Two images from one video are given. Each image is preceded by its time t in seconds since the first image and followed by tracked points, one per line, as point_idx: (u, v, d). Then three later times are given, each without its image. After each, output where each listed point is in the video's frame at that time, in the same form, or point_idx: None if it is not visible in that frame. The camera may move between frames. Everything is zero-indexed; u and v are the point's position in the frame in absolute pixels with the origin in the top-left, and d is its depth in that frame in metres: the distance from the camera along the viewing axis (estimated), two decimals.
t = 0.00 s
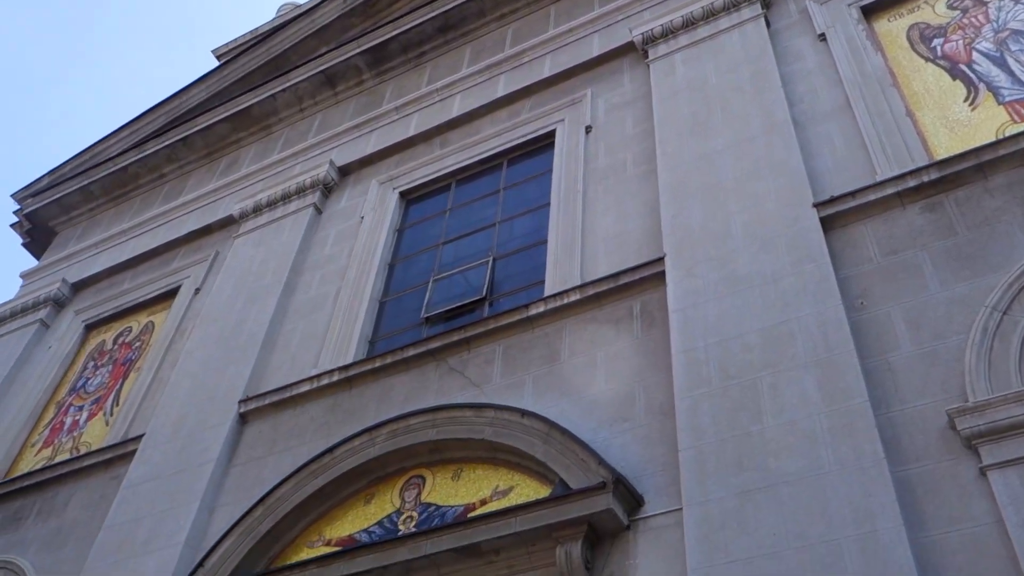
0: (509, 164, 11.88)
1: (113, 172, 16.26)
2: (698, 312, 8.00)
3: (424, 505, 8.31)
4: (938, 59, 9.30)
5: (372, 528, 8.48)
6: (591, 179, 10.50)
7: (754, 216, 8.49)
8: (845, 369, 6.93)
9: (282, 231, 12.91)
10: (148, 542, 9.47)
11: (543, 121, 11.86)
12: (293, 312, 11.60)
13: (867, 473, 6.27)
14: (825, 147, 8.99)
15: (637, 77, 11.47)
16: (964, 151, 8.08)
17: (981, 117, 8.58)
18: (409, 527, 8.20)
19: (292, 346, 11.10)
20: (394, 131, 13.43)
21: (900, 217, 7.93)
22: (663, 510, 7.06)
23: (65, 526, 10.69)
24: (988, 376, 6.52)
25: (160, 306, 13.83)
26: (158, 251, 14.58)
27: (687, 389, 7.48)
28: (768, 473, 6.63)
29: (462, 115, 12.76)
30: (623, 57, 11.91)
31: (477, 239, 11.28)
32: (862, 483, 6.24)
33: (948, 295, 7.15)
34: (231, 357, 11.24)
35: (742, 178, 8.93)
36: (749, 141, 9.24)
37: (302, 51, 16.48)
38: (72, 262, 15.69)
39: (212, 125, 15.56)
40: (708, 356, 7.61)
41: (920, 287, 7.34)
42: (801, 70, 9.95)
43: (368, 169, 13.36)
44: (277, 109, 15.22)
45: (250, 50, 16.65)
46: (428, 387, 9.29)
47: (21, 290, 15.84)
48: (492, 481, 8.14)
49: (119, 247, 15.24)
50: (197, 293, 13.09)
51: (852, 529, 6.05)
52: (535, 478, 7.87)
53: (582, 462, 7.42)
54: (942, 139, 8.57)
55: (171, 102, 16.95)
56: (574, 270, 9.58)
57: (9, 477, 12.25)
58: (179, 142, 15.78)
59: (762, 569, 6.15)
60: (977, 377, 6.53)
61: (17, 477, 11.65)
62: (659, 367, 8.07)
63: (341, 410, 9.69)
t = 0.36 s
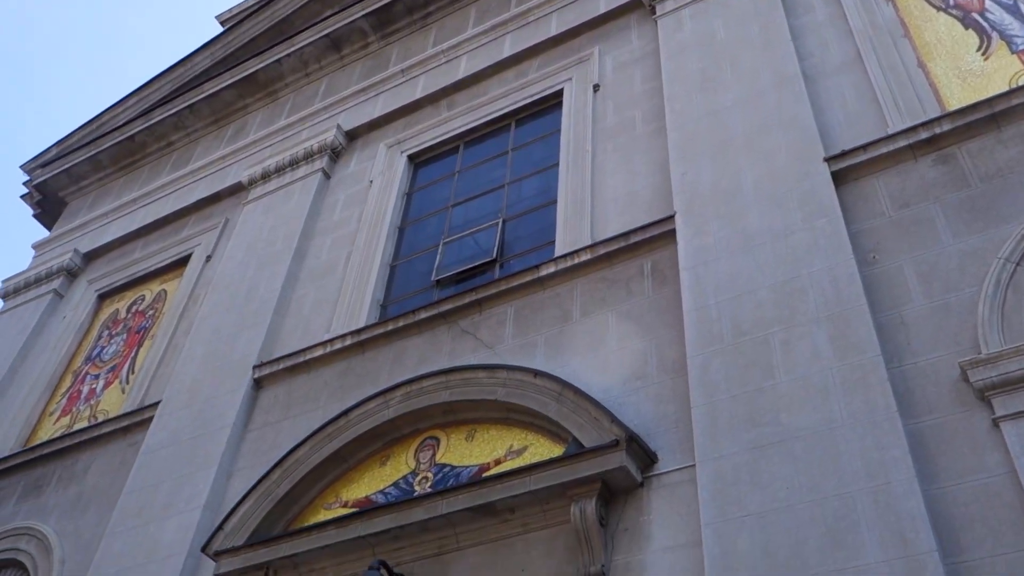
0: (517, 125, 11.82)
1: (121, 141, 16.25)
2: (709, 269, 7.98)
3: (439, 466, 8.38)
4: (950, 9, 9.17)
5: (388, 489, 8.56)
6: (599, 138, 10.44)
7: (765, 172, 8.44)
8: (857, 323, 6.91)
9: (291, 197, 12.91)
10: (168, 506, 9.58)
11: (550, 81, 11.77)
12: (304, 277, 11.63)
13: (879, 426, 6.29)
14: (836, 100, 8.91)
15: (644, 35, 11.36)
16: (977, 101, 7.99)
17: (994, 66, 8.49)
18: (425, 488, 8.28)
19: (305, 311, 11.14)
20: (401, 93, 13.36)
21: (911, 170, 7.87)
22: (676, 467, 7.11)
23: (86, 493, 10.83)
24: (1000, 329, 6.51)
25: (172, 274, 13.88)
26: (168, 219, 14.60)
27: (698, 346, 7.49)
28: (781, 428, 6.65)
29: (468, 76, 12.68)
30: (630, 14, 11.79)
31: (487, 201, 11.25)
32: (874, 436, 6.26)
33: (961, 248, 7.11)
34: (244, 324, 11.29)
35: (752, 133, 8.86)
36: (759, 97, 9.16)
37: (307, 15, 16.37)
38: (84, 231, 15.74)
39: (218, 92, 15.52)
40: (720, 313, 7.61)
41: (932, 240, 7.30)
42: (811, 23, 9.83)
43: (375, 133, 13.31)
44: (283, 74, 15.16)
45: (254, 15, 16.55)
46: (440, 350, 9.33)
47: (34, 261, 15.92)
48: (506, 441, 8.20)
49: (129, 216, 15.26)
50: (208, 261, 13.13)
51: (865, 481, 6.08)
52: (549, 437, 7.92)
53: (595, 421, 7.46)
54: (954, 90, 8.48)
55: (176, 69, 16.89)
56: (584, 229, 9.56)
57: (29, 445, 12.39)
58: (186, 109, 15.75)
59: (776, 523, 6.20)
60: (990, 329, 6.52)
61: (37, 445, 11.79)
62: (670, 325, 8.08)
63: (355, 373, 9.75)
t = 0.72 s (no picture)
0: (523, 84, 11.73)
1: (126, 109, 16.21)
2: (718, 225, 7.94)
3: (452, 426, 8.43)
4: None
5: (401, 450, 8.62)
6: (606, 96, 10.37)
7: (774, 125, 8.37)
8: (867, 276, 6.88)
9: (298, 161, 12.87)
10: (185, 471, 9.68)
11: (556, 38, 11.66)
12: (313, 242, 11.64)
13: (890, 378, 6.28)
14: (845, 52, 8.80)
15: None
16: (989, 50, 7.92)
17: (1006, 14, 8.44)
18: (439, 449, 8.34)
19: (314, 275, 11.15)
20: (405, 54, 13.27)
21: (922, 121, 7.79)
22: (688, 423, 7.14)
23: (103, 459, 10.95)
24: (1012, 280, 6.48)
25: (182, 241, 13.89)
26: (176, 187, 14.59)
27: (708, 303, 7.48)
28: (793, 382, 6.65)
29: (473, 36, 12.56)
30: None
31: (494, 162, 11.20)
32: (886, 388, 6.26)
33: (972, 199, 7.06)
34: (255, 289, 11.31)
35: (760, 87, 8.78)
36: (767, 50, 9.06)
37: None
38: (92, 201, 15.75)
39: (222, 57, 15.43)
40: (730, 269, 7.58)
41: (943, 191, 7.24)
42: None
43: (380, 95, 13.23)
44: (287, 38, 15.06)
45: None
46: (451, 311, 9.34)
47: (44, 231, 15.96)
48: (518, 401, 8.23)
49: (137, 184, 15.25)
50: (217, 227, 13.14)
51: (877, 433, 6.09)
52: (561, 395, 7.95)
53: (607, 378, 7.48)
54: (966, 39, 8.45)
55: (179, 36, 16.79)
56: (592, 188, 9.52)
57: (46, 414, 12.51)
58: (190, 76, 15.68)
59: (788, 477, 6.22)
60: (1002, 280, 6.50)
61: (54, 413, 11.90)
62: (681, 282, 8.06)
63: (366, 337, 9.78)
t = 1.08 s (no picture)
0: (529, 40, 11.61)
1: (131, 74, 16.14)
2: (729, 178, 7.89)
3: (465, 384, 8.46)
4: None
5: (415, 407, 8.68)
6: (614, 50, 10.27)
7: (784, 75, 8.28)
8: (879, 225, 6.84)
9: (305, 122, 12.82)
10: (202, 433, 9.77)
11: None
12: (322, 203, 11.63)
13: (903, 327, 6.27)
14: None
15: None
16: None
17: None
18: (452, 406, 8.38)
19: (324, 237, 11.15)
20: (410, 12, 13.14)
21: (935, 68, 7.70)
22: (700, 376, 7.16)
23: (121, 422, 11.05)
24: None
25: (191, 206, 13.89)
26: (183, 151, 14.56)
27: (719, 256, 7.46)
28: (805, 333, 6.65)
29: None
30: None
31: (501, 119, 11.13)
32: (899, 337, 6.24)
33: (986, 145, 6.99)
34: (265, 252, 11.32)
35: (770, 36, 8.67)
36: None
37: None
38: (100, 167, 15.73)
39: (225, 19, 15.32)
40: (741, 222, 7.55)
41: (957, 138, 7.17)
42: None
43: (385, 54, 13.13)
44: None
45: None
46: (461, 270, 9.34)
47: (54, 198, 15.98)
48: (531, 357, 8.25)
49: (145, 149, 15.23)
50: (226, 190, 13.14)
51: (889, 382, 6.09)
52: (573, 351, 7.96)
53: (618, 333, 7.48)
54: None
55: None
56: (601, 143, 9.46)
57: (63, 379, 12.62)
58: (193, 39, 15.58)
59: (800, 427, 6.24)
60: (1016, 227, 6.45)
61: (70, 378, 12.00)
62: (691, 235, 8.03)
63: (377, 297, 9.80)
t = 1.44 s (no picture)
0: None
1: (136, 32, 16.03)
2: (740, 124, 7.83)
3: (478, 336, 8.50)
4: None
5: (429, 360, 8.72)
6: None
7: (796, 19, 8.16)
8: (894, 168, 6.77)
9: (312, 77, 12.74)
10: (218, 389, 9.85)
11: None
12: (331, 158, 11.60)
13: (917, 272, 6.24)
14: None
15: None
16: None
17: None
18: (466, 358, 8.42)
19: (335, 192, 11.14)
20: None
21: (950, 8, 7.58)
22: (713, 324, 7.17)
23: (139, 379, 11.16)
24: None
25: (200, 163, 13.87)
26: (191, 108, 14.51)
27: (732, 203, 7.42)
28: (818, 279, 6.63)
29: None
30: None
31: (510, 69, 11.03)
32: (913, 281, 6.22)
33: (1002, 86, 6.90)
34: (276, 207, 11.32)
35: None
36: None
37: None
38: (109, 126, 15.69)
39: None
40: (753, 169, 7.50)
41: (972, 80, 7.08)
42: None
43: (391, 6, 12.99)
44: None
45: None
46: (472, 222, 9.33)
47: (64, 158, 15.97)
48: (543, 308, 8.27)
49: (152, 107, 15.18)
50: (235, 147, 13.11)
51: (903, 327, 6.08)
52: (585, 301, 7.97)
53: (631, 282, 7.48)
54: None
55: None
56: (611, 91, 9.38)
57: (79, 338, 12.71)
58: None
59: (814, 372, 6.25)
60: None
61: (87, 337, 12.10)
62: (703, 183, 7.99)
63: (389, 251, 9.82)
